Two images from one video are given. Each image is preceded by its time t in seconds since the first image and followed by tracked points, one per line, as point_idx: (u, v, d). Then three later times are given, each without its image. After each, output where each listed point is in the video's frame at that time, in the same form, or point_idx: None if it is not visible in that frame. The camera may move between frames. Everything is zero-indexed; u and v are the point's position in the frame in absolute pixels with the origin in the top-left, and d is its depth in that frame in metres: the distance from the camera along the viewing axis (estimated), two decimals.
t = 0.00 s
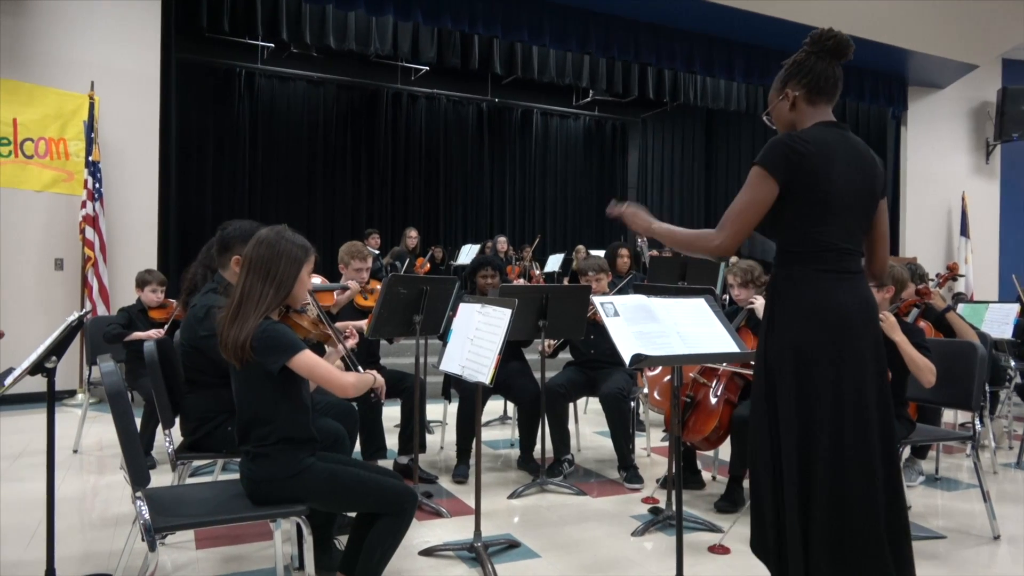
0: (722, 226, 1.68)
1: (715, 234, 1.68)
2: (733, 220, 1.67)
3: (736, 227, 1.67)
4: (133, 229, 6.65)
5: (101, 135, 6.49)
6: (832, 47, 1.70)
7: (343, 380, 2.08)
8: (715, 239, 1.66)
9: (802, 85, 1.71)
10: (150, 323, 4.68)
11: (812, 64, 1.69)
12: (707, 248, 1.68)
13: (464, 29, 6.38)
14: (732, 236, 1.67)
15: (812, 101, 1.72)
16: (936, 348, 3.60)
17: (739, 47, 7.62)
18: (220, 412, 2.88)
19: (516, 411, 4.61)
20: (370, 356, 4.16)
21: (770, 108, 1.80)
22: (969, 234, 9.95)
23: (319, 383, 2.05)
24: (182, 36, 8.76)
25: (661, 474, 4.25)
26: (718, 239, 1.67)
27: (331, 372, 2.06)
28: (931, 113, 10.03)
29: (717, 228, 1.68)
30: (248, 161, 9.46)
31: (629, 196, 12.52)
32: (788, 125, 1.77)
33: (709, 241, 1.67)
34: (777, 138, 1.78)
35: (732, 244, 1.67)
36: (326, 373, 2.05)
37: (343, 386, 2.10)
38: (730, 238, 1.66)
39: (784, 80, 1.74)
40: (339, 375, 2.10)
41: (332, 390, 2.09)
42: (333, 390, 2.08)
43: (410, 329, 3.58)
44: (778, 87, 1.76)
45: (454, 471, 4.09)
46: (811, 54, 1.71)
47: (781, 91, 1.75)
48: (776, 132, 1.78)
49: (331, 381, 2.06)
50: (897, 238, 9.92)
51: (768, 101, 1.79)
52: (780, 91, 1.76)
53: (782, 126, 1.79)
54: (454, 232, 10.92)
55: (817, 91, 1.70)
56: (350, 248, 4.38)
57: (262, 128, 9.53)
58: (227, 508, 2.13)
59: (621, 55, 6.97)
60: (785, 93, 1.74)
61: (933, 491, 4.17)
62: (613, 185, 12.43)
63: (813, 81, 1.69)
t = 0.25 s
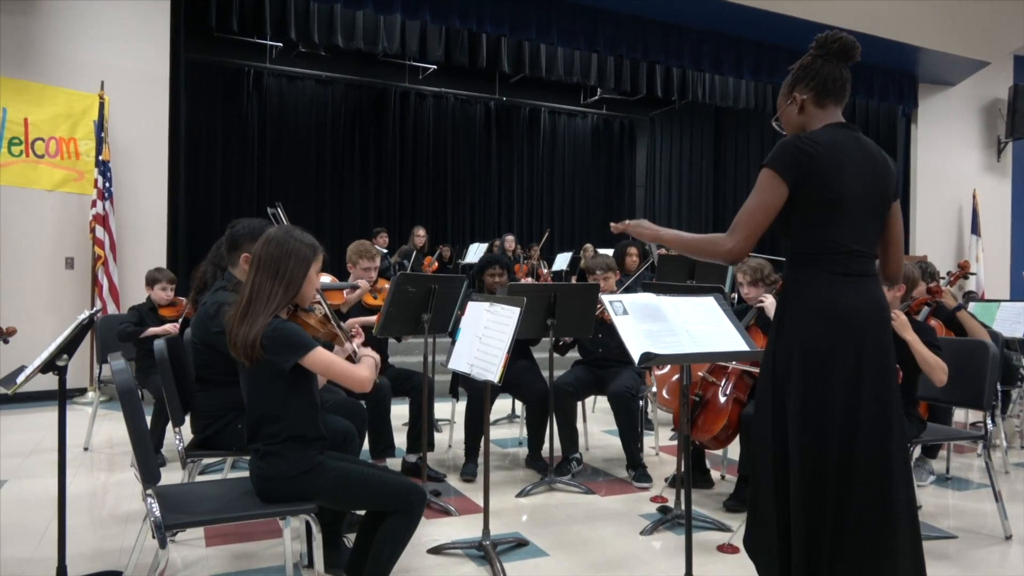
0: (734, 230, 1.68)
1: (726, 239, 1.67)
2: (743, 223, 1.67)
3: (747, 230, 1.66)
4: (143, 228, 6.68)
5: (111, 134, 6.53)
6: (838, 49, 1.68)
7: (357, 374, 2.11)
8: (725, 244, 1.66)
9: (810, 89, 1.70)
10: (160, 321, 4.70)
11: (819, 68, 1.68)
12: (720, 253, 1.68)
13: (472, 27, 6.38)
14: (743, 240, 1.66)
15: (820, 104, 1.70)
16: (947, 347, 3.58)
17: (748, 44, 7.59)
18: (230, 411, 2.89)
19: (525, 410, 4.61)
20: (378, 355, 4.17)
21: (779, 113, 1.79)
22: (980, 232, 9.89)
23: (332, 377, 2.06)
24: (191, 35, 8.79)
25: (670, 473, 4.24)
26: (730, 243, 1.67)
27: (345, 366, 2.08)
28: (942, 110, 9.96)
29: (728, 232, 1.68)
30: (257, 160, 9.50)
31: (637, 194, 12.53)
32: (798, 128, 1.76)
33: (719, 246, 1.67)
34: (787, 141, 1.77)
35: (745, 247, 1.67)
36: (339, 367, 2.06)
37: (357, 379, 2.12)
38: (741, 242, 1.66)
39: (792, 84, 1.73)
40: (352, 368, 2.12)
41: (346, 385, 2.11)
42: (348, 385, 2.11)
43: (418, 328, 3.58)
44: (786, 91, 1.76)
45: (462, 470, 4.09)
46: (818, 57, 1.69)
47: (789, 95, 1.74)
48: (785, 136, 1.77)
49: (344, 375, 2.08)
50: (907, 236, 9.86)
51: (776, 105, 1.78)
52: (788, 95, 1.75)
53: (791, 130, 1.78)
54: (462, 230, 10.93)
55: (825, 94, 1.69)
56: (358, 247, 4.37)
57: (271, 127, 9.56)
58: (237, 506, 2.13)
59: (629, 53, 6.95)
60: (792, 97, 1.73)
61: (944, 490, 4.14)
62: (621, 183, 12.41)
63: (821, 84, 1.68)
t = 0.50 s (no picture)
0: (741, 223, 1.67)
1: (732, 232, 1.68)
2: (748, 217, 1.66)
3: (753, 224, 1.66)
4: (152, 228, 6.72)
5: (120, 134, 6.56)
6: (853, 39, 1.67)
7: (366, 368, 2.13)
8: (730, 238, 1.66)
9: (823, 80, 1.69)
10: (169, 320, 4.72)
11: (833, 58, 1.67)
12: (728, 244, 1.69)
13: (479, 27, 6.38)
14: (748, 234, 1.66)
15: (834, 95, 1.70)
16: (957, 346, 3.56)
17: (756, 42, 7.56)
18: (239, 409, 2.90)
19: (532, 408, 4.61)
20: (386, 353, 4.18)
21: (792, 104, 1.79)
22: (990, 230, 9.83)
23: (344, 373, 2.09)
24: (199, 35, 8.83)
25: (678, 472, 4.23)
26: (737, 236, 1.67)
27: (354, 360, 2.10)
28: (952, 108, 9.90)
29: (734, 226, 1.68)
30: (265, 159, 9.53)
31: (645, 193, 12.54)
32: (810, 120, 1.75)
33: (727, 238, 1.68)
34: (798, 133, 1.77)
35: (750, 241, 1.67)
36: (348, 362, 2.08)
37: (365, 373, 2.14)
38: (747, 235, 1.66)
39: (805, 74, 1.73)
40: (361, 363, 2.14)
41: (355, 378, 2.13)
42: (357, 378, 2.13)
43: (426, 326, 3.59)
44: (799, 82, 1.75)
45: (470, 469, 4.10)
46: (833, 47, 1.69)
47: (802, 86, 1.74)
48: (797, 127, 1.77)
49: (353, 369, 2.10)
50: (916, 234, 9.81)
51: (789, 95, 1.77)
52: (801, 86, 1.74)
53: (803, 121, 1.77)
54: (470, 229, 10.94)
55: (838, 85, 1.68)
56: (366, 246, 4.39)
57: (279, 127, 9.60)
58: (247, 504, 2.14)
59: (636, 51, 6.94)
60: (805, 88, 1.73)
61: (954, 490, 4.12)
62: (628, 181, 12.40)
63: (834, 75, 1.67)
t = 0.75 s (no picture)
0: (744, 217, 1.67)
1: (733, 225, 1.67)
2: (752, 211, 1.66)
3: (755, 218, 1.65)
4: (159, 226, 6.74)
5: (128, 132, 6.59)
6: (863, 35, 1.66)
7: (368, 376, 2.10)
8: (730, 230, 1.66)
9: (832, 76, 1.68)
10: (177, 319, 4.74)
11: (842, 54, 1.67)
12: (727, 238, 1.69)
13: (486, 25, 6.38)
14: (750, 227, 1.65)
15: (842, 92, 1.69)
16: (965, 345, 3.54)
17: (763, 40, 7.53)
18: (246, 407, 2.91)
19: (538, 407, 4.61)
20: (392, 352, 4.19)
21: (800, 99, 1.78)
22: (999, 229, 9.77)
23: (342, 377, 2.06)
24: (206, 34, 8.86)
25: (684, 471, 4.23)
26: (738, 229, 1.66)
27: (356, 367, 2.08)
28: (960, 106, 9.84)
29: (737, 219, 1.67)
30: (272, 158, 9.55)
31: (651, 192, 12.51)
32: (818, 116, 1.74)
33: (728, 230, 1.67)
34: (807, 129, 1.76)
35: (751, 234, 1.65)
36: (351, 370, 2.06)
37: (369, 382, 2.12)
38: (747, 229, 1.65)
39: (814, 70, 1.72)
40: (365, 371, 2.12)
41: (357, 386, 2.11)
42: (359, 386, 2.10)
43: (432, 325, 3.59)
44: (807, 78, 1.74)
45: (476, 467, 4.10)
46: (842, 43, 1.68)
47: (811, 82, 1.73)
48: (805, 123, 1.76)
49: (356, 377, 2.08)
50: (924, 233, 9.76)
51: (797, 92, 1.76)
52: (809, 82, 1.73)
53: (812, 118, 1.77)
54: (476, 229, 10.94)
55: (847, 82, 1.67)
56: (373, 245, 4.40)
57: (286, 126, 9.62)
58: (253, 502, 2.15)
59: (643, 50, 6.93)
60: (814, 84, 1.72)
61: (961, 490, 4.10)
62: (634, 180, 12.37)
63: (843, 71, 1.67)
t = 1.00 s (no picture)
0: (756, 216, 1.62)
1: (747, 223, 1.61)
2: (766, 210, 1.62)
3: (771, 218, 1.61)
4: (170, 226, 6.78)
5: (138, 134, 6.63)
6: (870, 38, 1.65)
7: (379, 372, 2.12)
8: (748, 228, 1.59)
9: (841, 79, 1.67)
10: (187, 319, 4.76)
11: (850, 57, 1.66)
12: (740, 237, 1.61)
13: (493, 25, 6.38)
14: (765, 226, 1.60)
15: (851, 94, 1.68)
16: (979, 343, 3.51)
17: (772, 37, 7.49)
18: (257, 407, 2.92)
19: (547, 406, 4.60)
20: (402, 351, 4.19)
21: (808, 104, 1.77)
22: (1011, 225, 9.69)
23: (354, 374, 2.08)
24: (215, 36, 8.90)
25: (694, 470, 4.21)
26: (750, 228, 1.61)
27: (367, 363, 2.09)
28: (972, 102, 9.77)
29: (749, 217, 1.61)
30: (281, 158, 9.59)
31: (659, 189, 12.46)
32: (828, 119, 1.73)
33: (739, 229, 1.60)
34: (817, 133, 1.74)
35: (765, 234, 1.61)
36: (362, 366, 2.07)
37: (380, 377, 2.14)
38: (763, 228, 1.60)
39: (822, 73, 1.71)
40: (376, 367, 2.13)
41: (369, 382, 2.12)
42: (370, 382, 2.12)
43: (441, 325, 3.60)
44: (815, 81, 1.73)
45: (486, 466, 4.10)
46: (849, 46, 1.67)
47: (819, 85, 1.72)
48: (815, 127, 1.75)
49: (367, 373, 2.09)
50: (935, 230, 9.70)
51: (806, 95, 1.75)
52: (818, 86, 1.72)
53: (821, 121, 1.75)
54: (484, 228, 10.95)
55: (856, 84, 1.66)
56: (382, 244, 4.41)
57: (295, 127, 9.65)
58: (265, 501, 2.16)
59: (651, 48, 6.91)
60: (822, 88, 1.71)
61: (974, 489, 4.07)
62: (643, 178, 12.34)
63: (852, 73, 1.65)
